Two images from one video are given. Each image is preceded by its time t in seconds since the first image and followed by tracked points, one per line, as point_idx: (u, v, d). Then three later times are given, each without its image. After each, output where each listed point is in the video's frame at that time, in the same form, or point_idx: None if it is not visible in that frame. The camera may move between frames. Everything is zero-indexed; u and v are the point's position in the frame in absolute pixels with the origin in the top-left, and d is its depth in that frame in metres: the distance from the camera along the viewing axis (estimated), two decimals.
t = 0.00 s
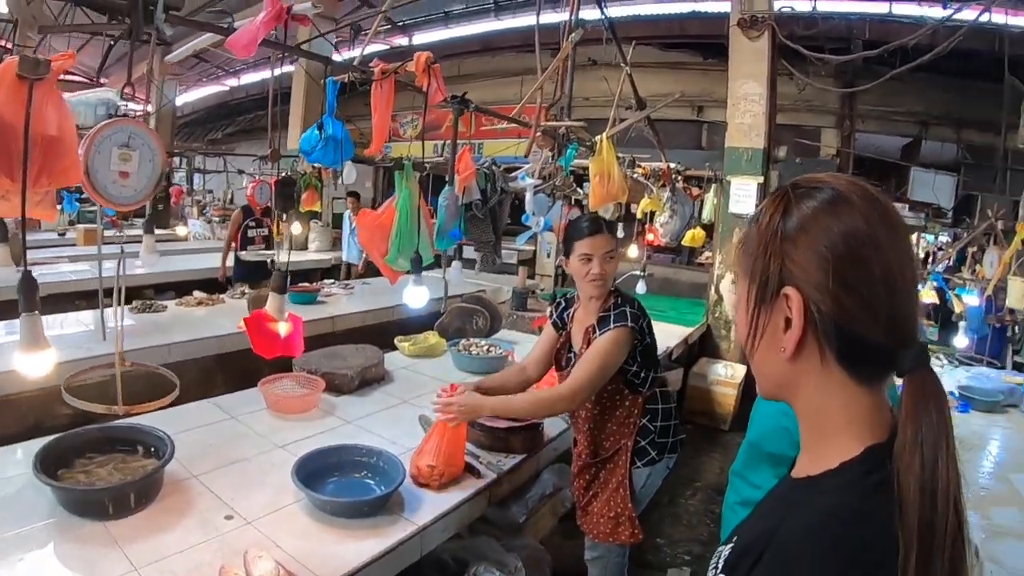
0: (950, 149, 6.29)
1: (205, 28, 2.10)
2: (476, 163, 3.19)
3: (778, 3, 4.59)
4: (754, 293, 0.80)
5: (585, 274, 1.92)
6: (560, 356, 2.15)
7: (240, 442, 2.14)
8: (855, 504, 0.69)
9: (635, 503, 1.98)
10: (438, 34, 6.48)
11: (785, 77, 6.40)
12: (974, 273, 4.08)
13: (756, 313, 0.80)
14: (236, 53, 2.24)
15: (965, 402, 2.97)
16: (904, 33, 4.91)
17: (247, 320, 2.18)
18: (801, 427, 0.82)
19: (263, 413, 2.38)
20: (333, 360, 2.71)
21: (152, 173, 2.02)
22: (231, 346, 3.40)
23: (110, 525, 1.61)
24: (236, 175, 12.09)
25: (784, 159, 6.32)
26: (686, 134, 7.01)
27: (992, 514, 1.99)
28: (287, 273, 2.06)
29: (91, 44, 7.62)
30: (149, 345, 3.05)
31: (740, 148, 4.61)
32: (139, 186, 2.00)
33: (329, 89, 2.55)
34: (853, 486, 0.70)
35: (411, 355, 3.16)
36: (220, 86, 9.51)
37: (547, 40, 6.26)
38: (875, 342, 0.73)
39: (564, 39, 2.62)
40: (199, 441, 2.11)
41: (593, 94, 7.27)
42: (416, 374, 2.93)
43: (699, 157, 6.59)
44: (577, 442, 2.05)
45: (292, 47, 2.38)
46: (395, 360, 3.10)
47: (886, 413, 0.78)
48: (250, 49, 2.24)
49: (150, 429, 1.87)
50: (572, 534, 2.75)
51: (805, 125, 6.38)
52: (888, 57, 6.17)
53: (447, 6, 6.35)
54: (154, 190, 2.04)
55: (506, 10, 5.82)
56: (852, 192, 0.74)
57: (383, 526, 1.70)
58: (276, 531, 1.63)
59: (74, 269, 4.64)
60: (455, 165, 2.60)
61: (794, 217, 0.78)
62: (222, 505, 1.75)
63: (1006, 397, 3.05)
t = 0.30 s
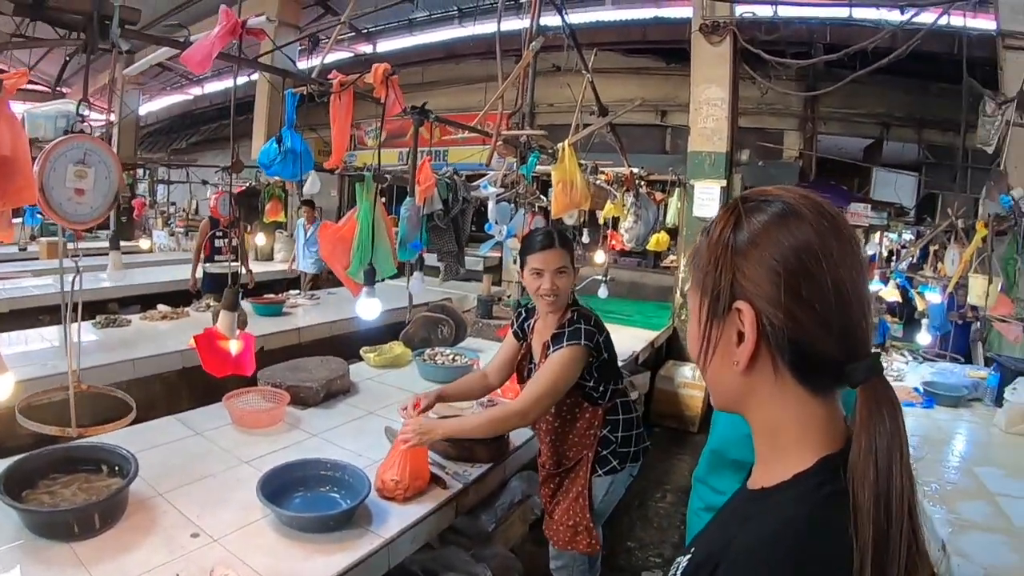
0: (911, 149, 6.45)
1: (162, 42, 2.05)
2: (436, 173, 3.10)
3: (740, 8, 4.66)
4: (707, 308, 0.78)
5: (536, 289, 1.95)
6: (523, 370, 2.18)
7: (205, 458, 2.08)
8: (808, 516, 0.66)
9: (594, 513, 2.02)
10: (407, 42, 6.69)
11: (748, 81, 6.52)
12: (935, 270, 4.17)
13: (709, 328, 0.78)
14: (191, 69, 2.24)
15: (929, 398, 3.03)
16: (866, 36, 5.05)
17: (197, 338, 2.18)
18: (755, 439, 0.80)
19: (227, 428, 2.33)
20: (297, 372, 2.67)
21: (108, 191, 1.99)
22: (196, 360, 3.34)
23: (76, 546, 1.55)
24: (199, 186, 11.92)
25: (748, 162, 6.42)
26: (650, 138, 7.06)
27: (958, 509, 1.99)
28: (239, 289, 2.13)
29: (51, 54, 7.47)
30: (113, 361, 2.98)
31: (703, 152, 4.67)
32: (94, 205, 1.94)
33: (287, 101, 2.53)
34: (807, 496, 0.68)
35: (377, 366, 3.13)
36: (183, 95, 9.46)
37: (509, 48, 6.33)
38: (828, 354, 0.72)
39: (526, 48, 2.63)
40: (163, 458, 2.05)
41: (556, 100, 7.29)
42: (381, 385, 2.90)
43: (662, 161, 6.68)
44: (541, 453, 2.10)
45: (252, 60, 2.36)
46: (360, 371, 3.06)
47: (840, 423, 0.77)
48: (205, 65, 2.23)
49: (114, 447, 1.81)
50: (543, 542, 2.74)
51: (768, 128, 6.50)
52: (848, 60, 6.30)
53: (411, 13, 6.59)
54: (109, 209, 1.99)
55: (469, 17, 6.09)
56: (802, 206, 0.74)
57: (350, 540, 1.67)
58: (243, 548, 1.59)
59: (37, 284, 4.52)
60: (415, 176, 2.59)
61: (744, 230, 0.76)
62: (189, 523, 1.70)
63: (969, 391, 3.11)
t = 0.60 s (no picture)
0: (902, 144, 6.48)
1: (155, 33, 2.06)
2: (429, 165, 3.11)
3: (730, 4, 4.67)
4: (705, 286, 0.78)
5: (518, 280, 1.97)
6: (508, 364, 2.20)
7: (197, 452, 2.08)
8: (807, 492, 0.67)
9: (578, 510, 2.03)
10: (398, 38, 6.69)
11: (739, 76, 6.54)
12: (926, 264, 4.19)
13: (708, 305, 0.78)
14: (183, 59, 2.22)
15: (921, 389, 3.05)
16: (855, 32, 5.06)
17: (185, 329, 2.18)
18: (752, 419, 0.80)
19: (219, 423, 2.32)
20: (289, 367, 2.67)
21: (102, 181, 1.97)
22: (187, 357, 3.34)
23: (67, 541, 1.55)
24: (190, 183, 11.87)
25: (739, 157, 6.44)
26: (641, 134, 7.07)
27: (951, 499, 2.01)
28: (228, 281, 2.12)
29: (39, 51, 7.43)
30: (105, 357, 2.98)
31: (693, 146, 4.67)
32: (90, 195, 1.94)
33: (279, 94, 2.53)
34: (805, 472, 0.69)
35: (369, 361, 3.13)
36: (172, 92, 9.41)
37: (500, 43, 6.33)
38: (829, 329, 0.72)
39: (518, 42, 2.63)
40: (155, 453, 2.05)
41: (547, 96, 7.31)
42: (373, 379, 2.90)
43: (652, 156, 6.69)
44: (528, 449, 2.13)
45: (244, 52, 2.34)
46: (351, 366, 3.06)
47: (837, 401, 0.77)
48: (197, 55, 2.21)
49: (105, 442, 1.80)
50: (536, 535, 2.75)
51: (759, 123, 6.53)
52: (837, 55, 6.32)
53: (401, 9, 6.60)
54: (105, 199, 1.98)
55: (460, 13, 6.10)
56: (799, 183, 0.75)
57: (343, 532, 1.67)
58: (235, 541, 1.59)
59: (27, 283, 4.51)
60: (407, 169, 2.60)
61: (743, 207, 0.77)
62: (181, 517, 1.69)
63: (960, 383, 3.14)
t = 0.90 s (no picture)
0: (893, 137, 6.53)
1: (145, 28, 2.04)
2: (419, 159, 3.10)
3: None
4: (699, 274, 0.78)
5: (505, 269, 1.97)
6: (497, 355, 2.20)
7: (190, 448, 2.08)
8: (804, 478, 0.67)
9: (572, 502, 2.05)
10: (388, 32, 6.67)
11: (730, 69, 6.55)
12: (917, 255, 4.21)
13: (702, 294, 0.78)
14: (172, 53, 2.21)
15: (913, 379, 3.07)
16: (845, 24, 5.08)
17: (184, 324, 2.18)
18: (746, 407, 0.80)
19: (212, 419, 2.32)
20: (282, 362, 2.67)
21: (94, 177, 1.96)
22: (179, 353, 3.33)
23: (61, 539, 1.54)
24: (180, 180, 11.82)
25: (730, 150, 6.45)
26: (633, 127, 7.07)
27: (943, 488, 2.02)
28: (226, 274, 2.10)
29: (27, 47, 7.36)
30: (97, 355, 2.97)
31: (685, 139, 4.68)
32: (82, 191, 1.93)
33: (269, 89, 2.51)
34: (802, 458, 0.69)
35: (361, 355, 3.13)
36: (162, 88, 9.36)
37: (490, 36, 6.32)
38: (823, 315, 0.73)
39: (508, 35, 2.63)
40: (148, 450, 2.04)
41: (538, 89, 7.31)
42: (366, 373, 2.90)
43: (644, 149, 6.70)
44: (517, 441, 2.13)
45: (234, 46, 2.32)
46: (344, 360, 3.06)
47: (831, 388, 0.78)
48: (187, 49, 2.20)
49: (98, 440, 1.80)
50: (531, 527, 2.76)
51: (750, 116, 6.54)
52: (829, 48, 6.33)
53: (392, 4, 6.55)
54: (97, 194, 1.97)
55: (450, 6, 6.10)
56: (791, 170, 0.75)
57: (337, 526, 1.67)
58: (230, 537, 1.59)
59: (17, 281, 4.49)
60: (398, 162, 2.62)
61: (736, 195, 0.77)
62: (175, 513, 1.69)
63: (952, 374, 3.16)
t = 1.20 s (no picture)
0: (885, 132, 6.56)
1: (138, 24, 2.03)
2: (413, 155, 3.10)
3: None
4: (711, 267, 0.78)
5: (505, 266, 1.99)
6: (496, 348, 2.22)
7: (186, 448, 2.07)
8: (817, 469, 0.67)
9: (573, 494, 2.06)
10: (381, 28, 6.66)
11: (722, 64, 6.56)
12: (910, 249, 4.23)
13: (714, 287, 0.78)
14: (167, 49, 2.19)
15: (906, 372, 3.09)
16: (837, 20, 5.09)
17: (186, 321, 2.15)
18: (756, 400, 0.81)
19: (207, 418, 2.31)
20: (277, 360, 2.66)
21: (86, 175, 1.95)
22: (173, 352, 3.32)
23: (57, 541, 1.54)
24: (173, 178, 11.78)
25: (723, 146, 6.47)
26: (626, 123, 7.08)
27: (940, 481, 2.04)
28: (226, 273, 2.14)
29: (17, 45, 7.32)
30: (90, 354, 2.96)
31: (678, 135, 4.69)
32: (73, 189, 1.92)
33: (263, 85, 2.50)
34: (814, 450, 0.69)
35: (356, 352, 3.13)
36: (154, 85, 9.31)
37: (483, 33, 6.31)
38: (834, 307, 0.73)
39: (502, 30, 2.62)
40: (144, 450, 2.04)
41: (531, 85, 7.31)
42: (361, 370, 2.90)
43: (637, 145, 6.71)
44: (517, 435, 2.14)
45: (227, 42, 2.31)
46: (339, 358, 3.05)
47: (842, 381, 0.78)
48: (181, 45, 2.18)
49: (93, 440, 1.79)
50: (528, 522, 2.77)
51: (743, 112, 6.56)
52: (821, 43, 6.35)
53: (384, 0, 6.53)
54: (88, 193, 1.96)
55: (443, 3, 6.09)
56: (801, 162, 0.75)
57: (335, 524, 1.67)
58: (228, 536, 1.59)
59: (9, 281, 4.47)
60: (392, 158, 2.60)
61: (746, 187, 0.77)
62: (172, 513, 1.69)
63: (946, 367, 3.17)
